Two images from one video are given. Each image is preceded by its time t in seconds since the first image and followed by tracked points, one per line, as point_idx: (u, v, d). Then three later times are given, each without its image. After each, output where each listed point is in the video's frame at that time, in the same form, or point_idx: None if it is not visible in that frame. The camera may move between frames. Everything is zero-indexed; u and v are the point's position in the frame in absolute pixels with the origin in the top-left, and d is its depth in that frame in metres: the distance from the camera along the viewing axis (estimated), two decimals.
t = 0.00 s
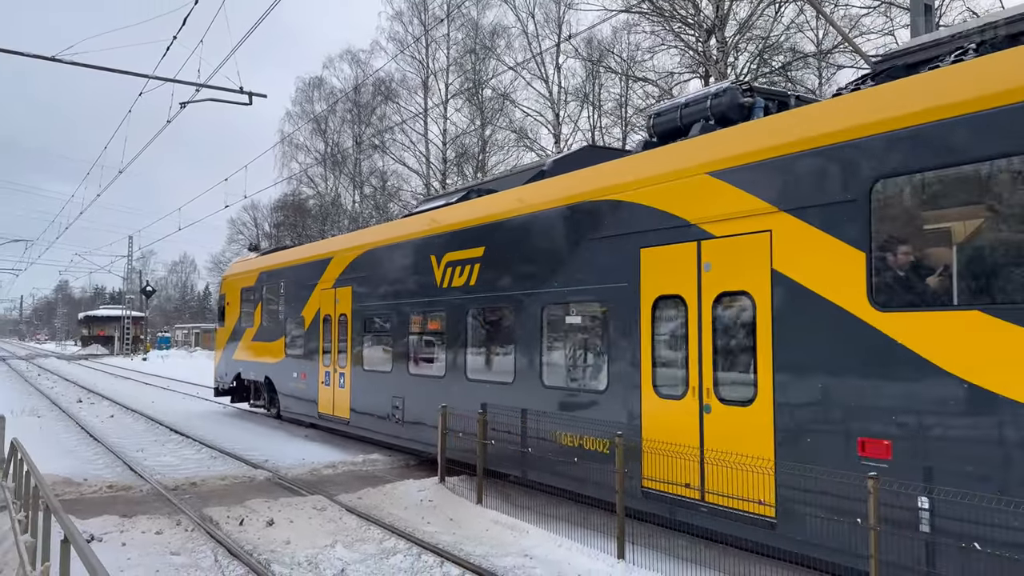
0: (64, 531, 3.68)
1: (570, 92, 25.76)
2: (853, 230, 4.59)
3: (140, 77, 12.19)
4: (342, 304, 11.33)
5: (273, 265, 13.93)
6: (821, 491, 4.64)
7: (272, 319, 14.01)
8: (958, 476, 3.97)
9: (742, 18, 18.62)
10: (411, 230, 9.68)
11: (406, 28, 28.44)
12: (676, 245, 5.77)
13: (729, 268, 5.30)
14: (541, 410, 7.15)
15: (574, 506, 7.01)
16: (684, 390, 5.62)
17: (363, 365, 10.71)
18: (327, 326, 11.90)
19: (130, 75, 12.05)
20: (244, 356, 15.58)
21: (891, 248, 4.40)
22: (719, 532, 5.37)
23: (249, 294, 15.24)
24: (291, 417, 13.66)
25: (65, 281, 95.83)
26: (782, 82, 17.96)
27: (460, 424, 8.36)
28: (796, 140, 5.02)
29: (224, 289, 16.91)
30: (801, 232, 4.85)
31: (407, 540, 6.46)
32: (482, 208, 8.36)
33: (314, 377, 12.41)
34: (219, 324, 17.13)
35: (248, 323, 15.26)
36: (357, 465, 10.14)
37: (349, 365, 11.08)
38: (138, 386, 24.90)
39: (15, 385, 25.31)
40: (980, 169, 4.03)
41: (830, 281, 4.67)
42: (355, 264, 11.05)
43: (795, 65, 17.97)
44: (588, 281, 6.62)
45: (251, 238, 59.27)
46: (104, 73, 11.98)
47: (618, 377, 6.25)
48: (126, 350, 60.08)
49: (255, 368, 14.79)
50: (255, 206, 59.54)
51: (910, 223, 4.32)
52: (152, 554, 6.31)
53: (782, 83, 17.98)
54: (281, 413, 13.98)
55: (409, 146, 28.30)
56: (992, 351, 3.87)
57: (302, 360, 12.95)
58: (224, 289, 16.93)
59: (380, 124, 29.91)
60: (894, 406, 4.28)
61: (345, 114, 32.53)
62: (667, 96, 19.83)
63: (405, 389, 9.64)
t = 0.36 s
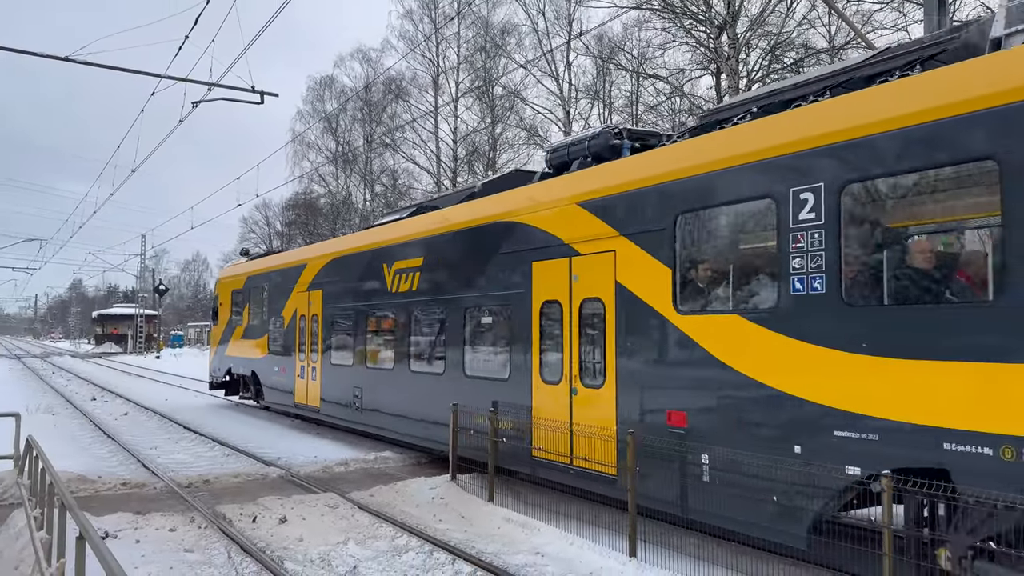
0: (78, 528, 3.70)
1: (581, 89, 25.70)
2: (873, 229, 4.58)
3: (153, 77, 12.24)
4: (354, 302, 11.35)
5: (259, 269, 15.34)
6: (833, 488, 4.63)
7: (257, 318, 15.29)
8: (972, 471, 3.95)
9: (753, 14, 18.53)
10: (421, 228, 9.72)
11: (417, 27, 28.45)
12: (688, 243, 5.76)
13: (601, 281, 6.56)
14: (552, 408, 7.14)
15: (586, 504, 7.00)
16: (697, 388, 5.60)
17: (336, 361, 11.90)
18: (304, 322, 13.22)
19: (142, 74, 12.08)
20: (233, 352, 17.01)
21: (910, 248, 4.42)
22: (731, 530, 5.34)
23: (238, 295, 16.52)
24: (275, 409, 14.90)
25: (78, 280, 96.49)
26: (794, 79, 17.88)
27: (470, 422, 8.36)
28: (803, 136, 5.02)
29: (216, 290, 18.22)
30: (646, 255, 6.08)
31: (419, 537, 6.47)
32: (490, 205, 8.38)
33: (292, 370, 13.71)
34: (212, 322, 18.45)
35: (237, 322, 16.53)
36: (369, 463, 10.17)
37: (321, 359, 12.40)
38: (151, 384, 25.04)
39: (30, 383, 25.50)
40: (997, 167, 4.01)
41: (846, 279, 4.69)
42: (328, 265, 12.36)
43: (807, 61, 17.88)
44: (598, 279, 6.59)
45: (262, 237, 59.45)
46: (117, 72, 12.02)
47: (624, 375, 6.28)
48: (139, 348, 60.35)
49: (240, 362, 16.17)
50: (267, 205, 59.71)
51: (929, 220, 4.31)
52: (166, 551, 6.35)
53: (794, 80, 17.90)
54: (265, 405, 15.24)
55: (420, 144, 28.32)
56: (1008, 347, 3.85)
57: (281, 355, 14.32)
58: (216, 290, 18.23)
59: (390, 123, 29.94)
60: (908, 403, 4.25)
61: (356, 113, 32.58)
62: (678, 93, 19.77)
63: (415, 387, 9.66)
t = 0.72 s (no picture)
0: (88, 526, 3.73)
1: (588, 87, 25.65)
2: (877, 229, 4.58)
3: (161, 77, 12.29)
4: (361, 301, 11.37)
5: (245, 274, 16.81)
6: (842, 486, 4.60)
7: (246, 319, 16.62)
8: (982, 470, 3.93)
9: (760, 11, 18.46)
10: (427, 228, 9.72)
11: (423, 26, 28.47)
12: (696, 243, 5.76)
13: (501, 288, 8.10)
14: (561, 406, 7.14)
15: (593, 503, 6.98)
16: (704, 386, 5.59)
17: (310, 357, 13.24)
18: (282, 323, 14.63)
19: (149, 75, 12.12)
20: (223, 350, 18.49)
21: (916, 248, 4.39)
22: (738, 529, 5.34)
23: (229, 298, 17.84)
24: (262, 402, 16.21)
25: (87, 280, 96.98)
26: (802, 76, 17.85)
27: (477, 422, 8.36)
28: (808, 136, 5.02)
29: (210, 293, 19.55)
30: (532, 267, 7.58)
31: (426, 536, 6.48)
32: (496, 206, 8.39)
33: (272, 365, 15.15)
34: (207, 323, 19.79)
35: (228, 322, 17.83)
36: (377, 461, 10.18)
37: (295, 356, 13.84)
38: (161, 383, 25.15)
39: (40, 382, 25.64)
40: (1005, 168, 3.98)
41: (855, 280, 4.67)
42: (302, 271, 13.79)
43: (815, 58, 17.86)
44: (609, 279, 6.61)
45: (270, 236, 59.56)
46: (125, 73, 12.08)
47: (630, 376, 6.30)
48: (147, 348, 60.59)
49: (228, 359, 17.67)
50: (274, 204, 59.82)
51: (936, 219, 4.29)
52: (175, 549, 6.38)
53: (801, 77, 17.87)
54: (254, 398, 16.57)
55: (427, 143, 28.34)
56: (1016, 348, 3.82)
57: (265, 351, 15.75)
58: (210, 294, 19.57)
59: (398, 122, 29.99)
60: (916, 406, 4.23)
61: (363, 112, 32.62)
62: (685, 91, 19.74)
63: (422, 386, 9.67)
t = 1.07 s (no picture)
0: (93, 525, 3.73)
1: (590, 86, 25.52)
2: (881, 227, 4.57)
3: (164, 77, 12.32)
4: (364, 300, 11.37)
5: (227, 278, 18.12)
6: (852, 483, 4.58)
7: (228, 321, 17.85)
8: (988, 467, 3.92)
9: (763, 9, 18.43)
10: (430, 227, 9.73)
11: (426, 25, 28.48)
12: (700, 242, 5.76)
13: (423, 295, 9.82)
14: (566, 404, 7.15)
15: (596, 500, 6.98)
16: (708, 383, 5.60)
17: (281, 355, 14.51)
18: (259, 324, 15.87)
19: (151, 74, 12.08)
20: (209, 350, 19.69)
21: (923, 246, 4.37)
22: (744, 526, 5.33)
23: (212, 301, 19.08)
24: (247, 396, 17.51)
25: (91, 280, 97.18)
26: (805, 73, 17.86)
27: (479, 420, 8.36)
28: (811, 133, 4.99)
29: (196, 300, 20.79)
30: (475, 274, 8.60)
31: (430, 534, 6.49)
32: (498, 203, 8.39)
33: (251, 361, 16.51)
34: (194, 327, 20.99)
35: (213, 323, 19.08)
36: (381, 460, 10.20)
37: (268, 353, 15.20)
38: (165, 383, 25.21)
39: (44, 382, 25.66)
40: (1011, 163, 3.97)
41: (862, 279, 4.65)
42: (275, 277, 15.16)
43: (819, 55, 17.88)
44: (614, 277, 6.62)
45: (274, 236, 59.62)
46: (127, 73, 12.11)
47: (635, 373, 6.30)
48: (151, 348, 60.72)
49: (213, 357, 19.07)
50: (277, 204, 59.88)
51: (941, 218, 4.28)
52: (180, 548, 6.39)
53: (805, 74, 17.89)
54: (237, 394, 17.74)
55: (430, 142, 28.37)
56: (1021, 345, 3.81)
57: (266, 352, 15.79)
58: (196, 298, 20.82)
59: (401, 121, 30.03)
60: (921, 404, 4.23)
61: (366, 112, 32.63)
62: (688, 90, 19.73)
63: (426, 385, 9.66)
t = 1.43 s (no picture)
0: (93, 525, 3.72)
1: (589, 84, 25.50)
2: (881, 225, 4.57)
3: (163, 76, 12.29)
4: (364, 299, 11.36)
5: (211, 281, 19.25)
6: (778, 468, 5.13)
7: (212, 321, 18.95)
8: (985, 467, 3.92)
9: (762, 7, 18.38)
10: (429, 225, 9.73)
11: (425, 23, 28.43)
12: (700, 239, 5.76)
13: (366, 299, 11.28)
14: (566, 403, 7.13)
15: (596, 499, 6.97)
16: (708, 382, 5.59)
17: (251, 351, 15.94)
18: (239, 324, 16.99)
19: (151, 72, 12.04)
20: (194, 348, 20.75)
21: (922, 242, 4.38)
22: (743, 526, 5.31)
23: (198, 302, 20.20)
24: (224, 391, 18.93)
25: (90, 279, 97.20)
26: (804, 71, 17.85)
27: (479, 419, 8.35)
28: (812, 131, 4.99)
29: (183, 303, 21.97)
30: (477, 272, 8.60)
31: (430, 533, 6.49)
32: (498, 202, 8.38)
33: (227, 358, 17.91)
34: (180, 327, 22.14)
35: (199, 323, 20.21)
36: (380, 459, 10.20)
37: (242, 350, 16.58)
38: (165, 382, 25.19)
39: (44, 381, 25.65)
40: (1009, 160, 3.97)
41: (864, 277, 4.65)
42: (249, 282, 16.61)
43: (818, 53, 17.86)
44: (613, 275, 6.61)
45: (273, 234, 59.61)
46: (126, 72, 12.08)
47: (635, 372, 6.30)
48: (151, 346, 60.72)
49: (197, 356, 20.16)
50: (277, 202, 59.83)
51: (944, 217, 4.26)
52: (180, 547, 6.40)
53: (804, 72, 17.88)
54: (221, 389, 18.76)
55: (429, 140, 28.34)
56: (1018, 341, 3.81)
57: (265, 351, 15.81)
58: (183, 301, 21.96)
59: (401, 120, 30.01)
60: (919, 400, 4.22)
61: (365, 110, 32.57)
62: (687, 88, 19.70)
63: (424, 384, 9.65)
